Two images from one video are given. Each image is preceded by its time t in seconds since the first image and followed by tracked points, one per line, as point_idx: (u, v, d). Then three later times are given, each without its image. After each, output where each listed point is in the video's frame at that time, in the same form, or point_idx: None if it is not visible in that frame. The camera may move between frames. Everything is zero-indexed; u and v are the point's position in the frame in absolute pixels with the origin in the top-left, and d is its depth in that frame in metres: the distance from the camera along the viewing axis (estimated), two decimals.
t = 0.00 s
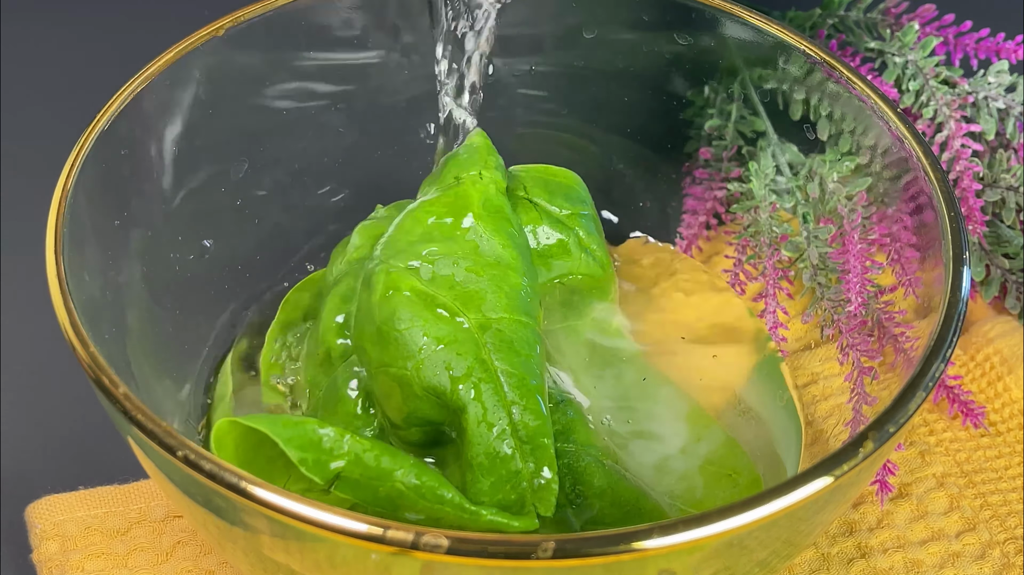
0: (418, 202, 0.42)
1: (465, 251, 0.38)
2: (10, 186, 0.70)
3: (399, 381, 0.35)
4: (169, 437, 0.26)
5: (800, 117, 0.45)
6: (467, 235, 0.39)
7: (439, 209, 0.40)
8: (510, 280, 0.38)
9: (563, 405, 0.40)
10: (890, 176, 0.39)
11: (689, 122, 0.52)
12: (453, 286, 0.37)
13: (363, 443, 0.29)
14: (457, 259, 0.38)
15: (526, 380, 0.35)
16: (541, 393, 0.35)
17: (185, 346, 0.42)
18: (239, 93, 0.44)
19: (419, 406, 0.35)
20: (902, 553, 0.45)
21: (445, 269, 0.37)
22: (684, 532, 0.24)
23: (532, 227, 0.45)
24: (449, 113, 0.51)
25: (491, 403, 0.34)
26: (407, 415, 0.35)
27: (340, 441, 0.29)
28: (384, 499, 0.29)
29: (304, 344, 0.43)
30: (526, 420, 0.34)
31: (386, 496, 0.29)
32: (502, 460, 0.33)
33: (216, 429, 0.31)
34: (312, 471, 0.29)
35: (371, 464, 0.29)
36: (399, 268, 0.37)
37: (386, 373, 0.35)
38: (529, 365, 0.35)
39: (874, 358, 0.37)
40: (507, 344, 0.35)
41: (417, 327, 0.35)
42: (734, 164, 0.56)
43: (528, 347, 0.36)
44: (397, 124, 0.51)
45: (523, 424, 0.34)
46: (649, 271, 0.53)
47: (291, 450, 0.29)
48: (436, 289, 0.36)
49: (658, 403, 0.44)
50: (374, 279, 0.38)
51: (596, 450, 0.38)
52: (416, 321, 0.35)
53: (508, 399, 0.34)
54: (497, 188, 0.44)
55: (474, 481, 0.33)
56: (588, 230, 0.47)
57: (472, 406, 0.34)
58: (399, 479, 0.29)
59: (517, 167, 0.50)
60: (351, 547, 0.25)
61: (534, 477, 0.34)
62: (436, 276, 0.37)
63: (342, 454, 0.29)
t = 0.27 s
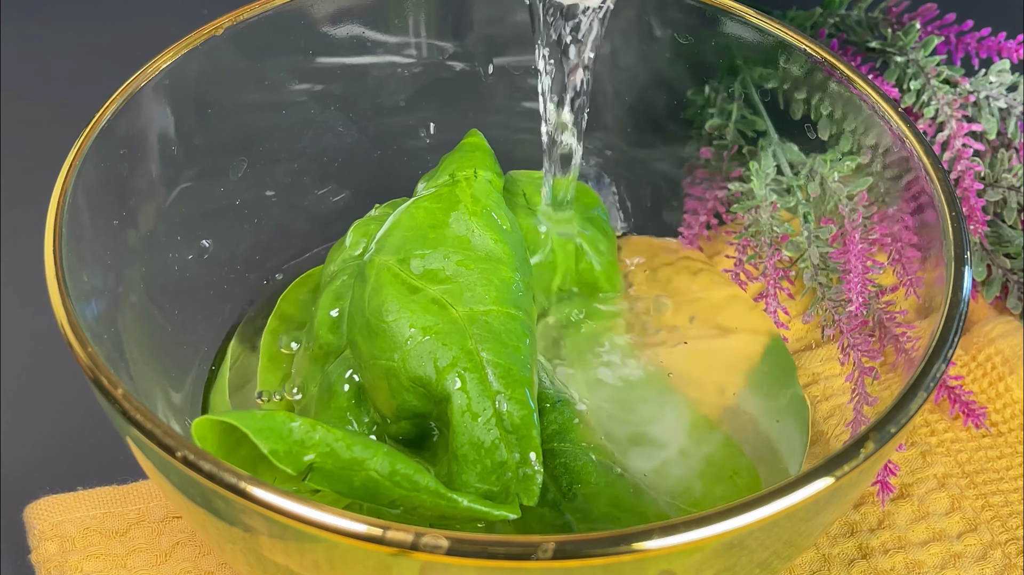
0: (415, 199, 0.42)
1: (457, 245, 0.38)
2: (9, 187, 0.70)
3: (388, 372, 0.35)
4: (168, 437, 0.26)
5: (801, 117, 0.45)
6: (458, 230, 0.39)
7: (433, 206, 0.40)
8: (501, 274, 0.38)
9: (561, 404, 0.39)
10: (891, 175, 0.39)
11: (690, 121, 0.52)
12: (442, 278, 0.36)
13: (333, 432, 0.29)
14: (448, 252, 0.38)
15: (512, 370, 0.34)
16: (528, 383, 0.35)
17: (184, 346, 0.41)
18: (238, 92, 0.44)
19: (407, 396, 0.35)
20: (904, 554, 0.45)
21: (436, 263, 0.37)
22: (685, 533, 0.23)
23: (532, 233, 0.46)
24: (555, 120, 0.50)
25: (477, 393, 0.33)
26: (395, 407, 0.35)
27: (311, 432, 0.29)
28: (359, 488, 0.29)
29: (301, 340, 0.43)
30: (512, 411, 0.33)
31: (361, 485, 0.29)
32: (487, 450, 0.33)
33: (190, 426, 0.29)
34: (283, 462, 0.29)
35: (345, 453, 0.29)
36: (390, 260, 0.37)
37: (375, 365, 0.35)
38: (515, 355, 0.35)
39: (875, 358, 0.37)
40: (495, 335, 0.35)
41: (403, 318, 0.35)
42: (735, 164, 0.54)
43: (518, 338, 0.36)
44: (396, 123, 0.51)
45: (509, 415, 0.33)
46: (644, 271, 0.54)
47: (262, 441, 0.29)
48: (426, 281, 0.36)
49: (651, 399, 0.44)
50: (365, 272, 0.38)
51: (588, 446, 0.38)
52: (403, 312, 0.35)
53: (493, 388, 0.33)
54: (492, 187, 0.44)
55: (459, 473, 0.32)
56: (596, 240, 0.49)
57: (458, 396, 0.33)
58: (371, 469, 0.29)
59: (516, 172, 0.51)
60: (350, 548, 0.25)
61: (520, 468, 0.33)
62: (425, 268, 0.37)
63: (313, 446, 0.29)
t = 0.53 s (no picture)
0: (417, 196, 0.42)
1: (456, 244, 0.38)
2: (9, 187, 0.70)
3: (385, 370, 0.35)
4: (167, 438, 0.25)
5: (803, 116, 0.45)
6: (458, 229, 0.39)
7: (433, 205, 0.40)
8: (500, 272, 0.37)
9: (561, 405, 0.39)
10: (892, 175, 0.39)
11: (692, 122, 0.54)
12: (440, 276, 0.36)
13: (325, 433, 0.29)
14: (447, 251, 0.37)
15: (509, 369, 0.34)
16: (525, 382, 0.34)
17: (183, 347, 0.41)
18: (237, 91, 0.44)
19: (404, 395, 0.34)
20: (905, 555, 0.45)
21: (435, 261, 0.37)
22: (686, 534, 0.23)
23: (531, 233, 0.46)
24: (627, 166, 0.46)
25: (474, 391, 0.33)
26: (392, 406, 0.35)
27: (303, 432, 0.29)
28: (352, 488, 0.29)
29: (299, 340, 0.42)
30: (508, 409, 0.33)
31: (354, 485, 0.29)
32: (483, 448, 0.33)
33: (184, 429, 0.30)
34: (275, 463, 0.29)
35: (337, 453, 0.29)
36: (390, 259, 0.37)
37: (373, 364, 0.35)
38: (513, 354, 0.35)
39: (876, 358, 0.37)
40: (492, 333, 0.35)
41: (401, 316, 0.35)
42: (735, 164, 0.57)
43: (517, 337, 0.35)
44: (396, 123, 0.51)
45: (506, 414, 0.33)
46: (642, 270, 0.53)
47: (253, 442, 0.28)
48: (424, 280, 0.36)
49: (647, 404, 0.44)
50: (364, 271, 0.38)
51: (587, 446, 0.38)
52: (401, 310, 0.35)
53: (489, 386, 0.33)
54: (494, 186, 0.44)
55: (456, 471, 0.32)
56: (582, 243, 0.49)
57: (453, 393, 0.33)
58: (366, 469, 0.29)
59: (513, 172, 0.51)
60: (349, 549, 0.25)
61: (515, 467, 0.33)
62: (424, 266, 0.37)
63: (305, 446, 0.29)
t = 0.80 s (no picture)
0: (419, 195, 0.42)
1: (457, 245, 0.38)
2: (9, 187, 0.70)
3: (385, 371, 0.34)
4: (166, 438, 0.25)
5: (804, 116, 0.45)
6: (459, 230, 0.39)
7: (433, 206, 0.40)
8: (501, 273, 0.37)
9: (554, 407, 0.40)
10: (894, 175, 0.38)
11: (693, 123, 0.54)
12: (441, 279, 0.36)
13: (322, 435, 0.29)
14: (448, 253, 0.37)
15: (509, 371, 0.34)
16: (527, 385, 0.34)
17: (183, 348, 0.41)
18: (237, 90, 0.44)
19: (404, 396, 0.34)
20: (906, 556, 0.45)
21: (436, 263, 0.37)
22: (686, 535, 0.23)
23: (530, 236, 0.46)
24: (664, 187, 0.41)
25: (474, 394, 0.33)
26: (392, 408, 0.35)
27: (300, 434, 0.29)
28: (350, 490, 0.29)
29: (296, 340, 0.42)
30: (508, 412, 0.33)
31: (351, 487, 0.29)
32: (482, 453, 0.32)
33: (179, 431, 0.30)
34: (272, 464, 0.29)
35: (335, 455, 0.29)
36: (392, 260, 0.37)
37: (372, 367, 0.35)
38: (515, 358, 0.35)
39: (877, 359, 0.37)
40: (493, 336, 0.35)
41: (402, 317, 0.35)
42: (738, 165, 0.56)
43: (518, 341, 0.35)
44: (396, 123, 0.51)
45: (506, 417, 0.33)
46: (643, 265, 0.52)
47: (250, 444, 0.28)
48: (426, 282, 0.36)
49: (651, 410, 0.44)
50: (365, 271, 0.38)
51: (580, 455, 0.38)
52: (401, 312, 0.35)
53: (490, 394, 0.33)
54: (497, 187, 0.44)
55: (455, 474, 0.32)
56: (584, 245, 0.50)
57: (454, 395, 0.33)
58: (363, 471, 0.29)
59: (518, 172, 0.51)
60: (348, 550, 0.24)
61: (516, 471, 0.33)
62: (426, 268, 0.37)
63: (302, 448, 0.29)
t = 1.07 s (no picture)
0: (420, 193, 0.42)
1: (457, 245, 0.38)
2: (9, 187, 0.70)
3: (384, 371, 0.34)
4: (166, 439, 0.25)
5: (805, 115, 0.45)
6: (461, 231, 0.39)
7: (434, 204, 0.40)
8: (502, 272, 0.37)
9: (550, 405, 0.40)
10: (896, 175, 0.38)
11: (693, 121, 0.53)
12: (441, 278, 0.36)
13: (320, 435, 0.29)
14: (448, 252, 0.37)
15: (509, 371, 0.34)
16: (527, 385, 0.34)
17: (182, 348, 0.41)
18: (236, 89, 0.44)
19: (403, 396, 0.34)
20: (907, 556, 0.44)
21: (436, 263, 0.37)
22: (687, 535, 0.23)
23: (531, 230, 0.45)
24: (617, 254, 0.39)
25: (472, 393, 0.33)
26: (392, 407, 0.35)
27: (298, 434, 0.29)
28: (348, 491, 0.29)
29: (295, 339, 0.42)
30: (508, 412, 0.33)
31: (349, 488, 0.29)
32: (480, 452, 0.32)
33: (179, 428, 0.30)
34: (268, 465, 0.28)
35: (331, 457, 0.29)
36: (391, 260, 0.37)
37: (371, 365, 0.35)
38: (514, 357, 0.34)
39: (878, 359, 0.37)
40: (493, 336, 0.34)
41: (401, 316, 0.35)
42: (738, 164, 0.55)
43: (517, 341, 0.35)
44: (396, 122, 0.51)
45: (505, 417, 0.33)
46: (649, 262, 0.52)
47: (246, 444, 0.28)
48: (425, 282, 0.36)
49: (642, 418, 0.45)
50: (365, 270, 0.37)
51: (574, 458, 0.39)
52: (400, 311, 0.35)
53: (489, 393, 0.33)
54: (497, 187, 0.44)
55: (453, 473, 0.32)
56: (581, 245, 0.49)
57: (454, 396, 0.33)
58: (361, 472, 0.29)
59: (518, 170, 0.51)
60: (348, 550, 0.24)
61: (514, 471, 0.33)
62: (426, 267, 0.37)
63: (300, 449, 0.29)
